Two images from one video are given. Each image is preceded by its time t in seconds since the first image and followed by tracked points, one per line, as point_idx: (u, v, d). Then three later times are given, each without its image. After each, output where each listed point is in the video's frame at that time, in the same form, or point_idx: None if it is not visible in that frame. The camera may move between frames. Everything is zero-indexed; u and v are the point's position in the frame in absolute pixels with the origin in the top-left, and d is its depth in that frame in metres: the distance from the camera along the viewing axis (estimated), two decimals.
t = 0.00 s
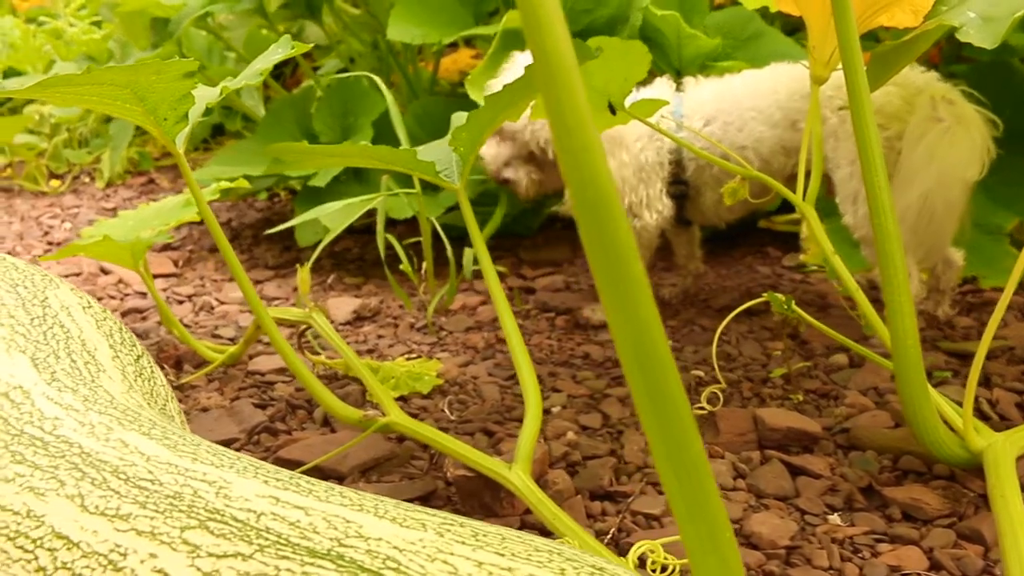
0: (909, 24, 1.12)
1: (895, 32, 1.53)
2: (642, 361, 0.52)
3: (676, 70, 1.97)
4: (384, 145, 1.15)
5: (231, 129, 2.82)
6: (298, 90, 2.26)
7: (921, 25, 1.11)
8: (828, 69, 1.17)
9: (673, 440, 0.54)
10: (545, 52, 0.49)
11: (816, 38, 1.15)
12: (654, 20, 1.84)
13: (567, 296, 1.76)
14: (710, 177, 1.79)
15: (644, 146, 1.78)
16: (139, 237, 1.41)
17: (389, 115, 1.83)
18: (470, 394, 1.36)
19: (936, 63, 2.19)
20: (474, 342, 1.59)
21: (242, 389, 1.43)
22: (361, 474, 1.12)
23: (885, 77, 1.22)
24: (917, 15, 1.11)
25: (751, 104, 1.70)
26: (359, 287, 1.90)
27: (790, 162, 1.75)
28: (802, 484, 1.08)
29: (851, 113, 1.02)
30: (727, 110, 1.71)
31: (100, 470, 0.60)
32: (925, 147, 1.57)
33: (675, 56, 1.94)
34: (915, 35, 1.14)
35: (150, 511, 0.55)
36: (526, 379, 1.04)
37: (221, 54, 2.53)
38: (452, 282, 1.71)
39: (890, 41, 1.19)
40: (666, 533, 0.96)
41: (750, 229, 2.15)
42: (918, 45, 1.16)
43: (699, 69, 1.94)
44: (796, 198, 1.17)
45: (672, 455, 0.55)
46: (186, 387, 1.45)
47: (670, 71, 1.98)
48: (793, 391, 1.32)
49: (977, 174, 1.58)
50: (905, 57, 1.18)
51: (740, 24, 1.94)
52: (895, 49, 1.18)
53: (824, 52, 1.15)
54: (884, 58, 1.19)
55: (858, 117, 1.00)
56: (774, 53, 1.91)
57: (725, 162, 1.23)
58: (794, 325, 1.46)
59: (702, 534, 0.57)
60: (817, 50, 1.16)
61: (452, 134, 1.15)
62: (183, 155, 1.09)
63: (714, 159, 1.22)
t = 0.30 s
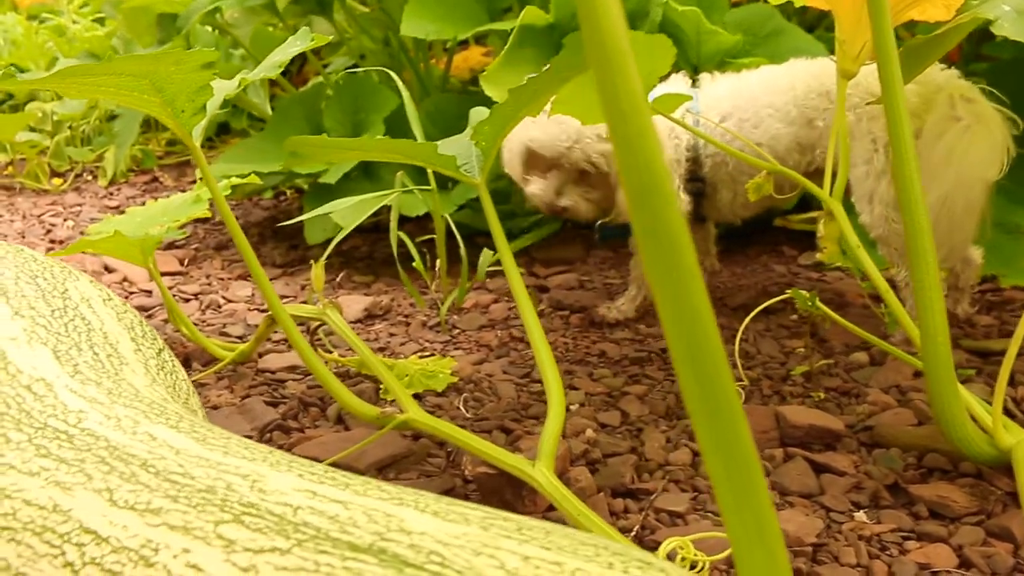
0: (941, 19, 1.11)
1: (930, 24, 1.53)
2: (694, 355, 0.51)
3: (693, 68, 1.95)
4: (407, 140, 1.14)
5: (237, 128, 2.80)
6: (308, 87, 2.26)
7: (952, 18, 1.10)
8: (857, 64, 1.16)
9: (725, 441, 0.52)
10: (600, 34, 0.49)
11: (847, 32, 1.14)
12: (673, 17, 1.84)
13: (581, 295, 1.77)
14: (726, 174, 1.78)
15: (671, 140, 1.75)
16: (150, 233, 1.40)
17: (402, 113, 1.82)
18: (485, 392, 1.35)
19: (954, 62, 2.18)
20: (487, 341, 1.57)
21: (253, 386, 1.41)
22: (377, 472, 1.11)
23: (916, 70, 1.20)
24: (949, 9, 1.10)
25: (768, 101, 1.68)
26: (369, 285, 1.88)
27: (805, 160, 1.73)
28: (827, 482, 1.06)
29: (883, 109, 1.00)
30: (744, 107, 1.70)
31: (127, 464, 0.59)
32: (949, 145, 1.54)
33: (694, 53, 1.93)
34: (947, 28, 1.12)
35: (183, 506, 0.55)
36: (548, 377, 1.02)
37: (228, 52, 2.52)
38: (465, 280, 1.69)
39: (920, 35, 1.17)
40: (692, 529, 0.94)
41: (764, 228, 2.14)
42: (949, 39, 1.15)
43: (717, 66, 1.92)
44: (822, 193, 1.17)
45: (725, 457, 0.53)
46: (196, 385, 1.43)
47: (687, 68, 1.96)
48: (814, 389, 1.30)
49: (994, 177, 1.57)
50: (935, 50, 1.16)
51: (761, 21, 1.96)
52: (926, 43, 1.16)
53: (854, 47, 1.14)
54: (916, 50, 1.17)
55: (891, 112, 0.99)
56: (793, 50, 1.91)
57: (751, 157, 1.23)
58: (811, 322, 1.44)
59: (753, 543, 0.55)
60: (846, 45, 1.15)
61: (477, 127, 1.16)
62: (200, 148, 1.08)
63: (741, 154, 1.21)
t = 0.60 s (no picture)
0: (968, 10, 1.10)
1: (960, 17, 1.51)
2: (745, 339, 0.50)
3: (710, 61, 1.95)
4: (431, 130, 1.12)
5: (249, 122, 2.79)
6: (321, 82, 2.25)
7: (980, 11, 1.09)
8: (883, 56, 1.15)
9: (775, 435, 0.51)
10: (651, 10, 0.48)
11: (872, 23, 1.13)
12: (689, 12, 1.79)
13: (599, 290, 1.76)
14: (753, 169, 1.78)
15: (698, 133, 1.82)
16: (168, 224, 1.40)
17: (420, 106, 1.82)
18: (506, 387, 1.34)
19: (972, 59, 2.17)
20: (505, 336, 1.56)
21: (272, 380, 1.40)
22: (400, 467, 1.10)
23: (945, 62, 1.19)
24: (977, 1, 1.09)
25: (791, 94, 1.69)
26: (384, 280, 1.88)
27: (829, 154, 1.74)
28: (853, 479, 1.05)
29: (914, 100, 1.00)
30: (768, 100, 1.71)
31: (167, 452, 0.58)
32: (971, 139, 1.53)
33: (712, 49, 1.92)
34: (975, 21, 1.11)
35: (225, 495, 0.54)
36: (575, 371, 1.01)
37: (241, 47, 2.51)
38: (482, 275, 1.69)
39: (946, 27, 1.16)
40: (721, 526, 0.94)
41: (780, 224, 2.13)
42: (976, 32, 1.14)
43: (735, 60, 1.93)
44: (848, 187, 1.16)
45: (774, 452, 0.52)
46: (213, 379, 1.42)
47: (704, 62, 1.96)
48: (836, 386, 1.30)
49: (1010, 170, 1.57)
50: (963, 42, 1.15)
51: (777, 16, 1.93)
52: (953, 36, 1.15)
53: (880, 39, 1.13)
54: (944, 41, 1.15)
55: (923, 104, 0.98)
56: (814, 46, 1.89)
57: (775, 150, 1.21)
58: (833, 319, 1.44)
59: (804, 545, 0.53)
60: (872, 37, 1.14)
61: (503, 117, 1.15)
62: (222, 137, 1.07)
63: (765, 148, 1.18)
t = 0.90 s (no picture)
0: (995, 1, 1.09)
1: (983, 9, 1.50)
2: (788, 316, 0.50)
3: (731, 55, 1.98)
4: (451, 122, 1.12)
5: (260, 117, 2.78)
6: (334, 76, 2.24)
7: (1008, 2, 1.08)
8: (907, 48, 1.14)
9: (820, 416, 0.51)
10: None
11: (897, 15, 1.12)
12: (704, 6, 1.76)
13: (615, 286, 1.75)
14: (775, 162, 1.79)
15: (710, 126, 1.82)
16: (185, 217, 1.39)
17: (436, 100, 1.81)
18: (525, 381, 1.33)
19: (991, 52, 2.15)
20: (522, 331, 1.56)
21: (289, 374, 1.39)
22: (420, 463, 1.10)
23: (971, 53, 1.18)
24: None
25: (812, 86, 1.73)
26: (399, 275, 1.87)
27: (850, 145, 1.79)
28: (880, 474, 1.05)
29: (940, 91, 0.98)
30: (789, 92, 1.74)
31: (203, 443, 0.59)
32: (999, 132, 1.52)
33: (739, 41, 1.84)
34: (1001, 12, 1.10)
35: (264, 486, 0.55)
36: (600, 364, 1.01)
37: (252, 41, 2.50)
38: (498, 270, 1.68)
39: (972, 18, 1.14)
40: (749, 521, 0.93)
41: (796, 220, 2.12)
42: (1003, 24, 1.12)
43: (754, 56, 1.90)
44: (871, 180, 1.15)
45: (818, 433, 0.52)
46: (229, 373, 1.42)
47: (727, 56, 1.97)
48: (859, 382, 1.29)
49: None
50: (990, 33, 1.14)
51: (792, 9, 1.89)
52: (980, 27, 1.13)
53: (904, 31, 1.12)
54: (971, 32, 1.14)
55: (950, 95, 0.96)
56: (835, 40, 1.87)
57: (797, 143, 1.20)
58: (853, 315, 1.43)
59: (845, 515, 0.54)
60: (896, 29, 1.13)
61: (522, 109, 1.14)
62: (243, 128, 1.06)
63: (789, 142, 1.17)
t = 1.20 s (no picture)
0: None
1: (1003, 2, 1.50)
2: (822, 311, 0.49)
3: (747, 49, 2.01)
4: (467, 115, 1.11)
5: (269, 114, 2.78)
6: (344, 72, 2.23)
7: None
8: (926, 42, 1.13)
9: (854, 412, 0.51)
10: None
11: (916, 8, 1.11)
12: None
13: (627, 282, 1.75)
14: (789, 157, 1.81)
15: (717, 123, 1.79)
16: (197, 211, 1.39)
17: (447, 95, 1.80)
18: (539, 376, 1.33)
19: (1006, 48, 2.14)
20: (535, 326, 1.55)
21: (302, 369, 1.39)
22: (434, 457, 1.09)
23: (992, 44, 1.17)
24: None
25: (830, 72, 1.73)
26: (410, 271, 1.87)
27: (869, 134, 1.78)
28: (899, 470, 1.04)
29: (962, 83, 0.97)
30: (806, 78, 1.74)
31: (227, 430, 0.60)
32: (1017, 135, 1.50)
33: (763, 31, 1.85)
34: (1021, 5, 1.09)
35: (290, 473, 0.56)
36: (618, 357, 1.00)
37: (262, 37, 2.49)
38: (510, 266, 1.68)
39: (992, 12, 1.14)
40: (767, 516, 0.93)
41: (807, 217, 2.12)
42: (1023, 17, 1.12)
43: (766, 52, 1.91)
44: (889, 173, 1.14)
45: (852, 429, 0.51)
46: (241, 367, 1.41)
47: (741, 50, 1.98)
48: (875, 378, 1.28)
49: None
50: (1010, 25, 1.13)
51: (806, 5, 1.89)
52: (1000, 19, 1.13)
53: (922, 24, 1.11)
54: (990, 25, 1.13)
55: (972, 87, 0.96)
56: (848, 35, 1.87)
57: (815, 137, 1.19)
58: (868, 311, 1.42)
59: (880, 517, 0.53)
60: (914, 22, 1.12)
61: (539, 102, 1.13)
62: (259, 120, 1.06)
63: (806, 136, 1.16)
